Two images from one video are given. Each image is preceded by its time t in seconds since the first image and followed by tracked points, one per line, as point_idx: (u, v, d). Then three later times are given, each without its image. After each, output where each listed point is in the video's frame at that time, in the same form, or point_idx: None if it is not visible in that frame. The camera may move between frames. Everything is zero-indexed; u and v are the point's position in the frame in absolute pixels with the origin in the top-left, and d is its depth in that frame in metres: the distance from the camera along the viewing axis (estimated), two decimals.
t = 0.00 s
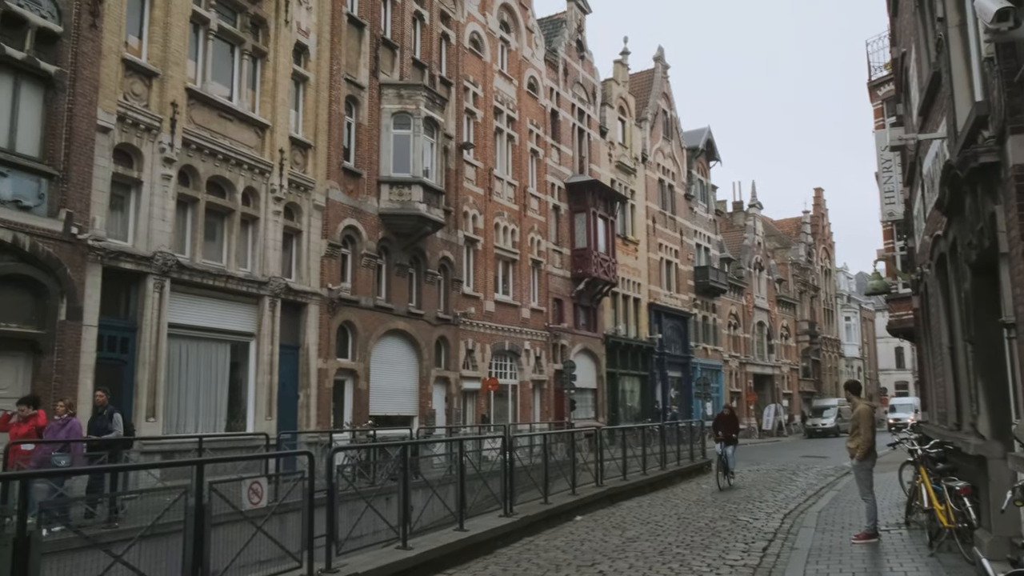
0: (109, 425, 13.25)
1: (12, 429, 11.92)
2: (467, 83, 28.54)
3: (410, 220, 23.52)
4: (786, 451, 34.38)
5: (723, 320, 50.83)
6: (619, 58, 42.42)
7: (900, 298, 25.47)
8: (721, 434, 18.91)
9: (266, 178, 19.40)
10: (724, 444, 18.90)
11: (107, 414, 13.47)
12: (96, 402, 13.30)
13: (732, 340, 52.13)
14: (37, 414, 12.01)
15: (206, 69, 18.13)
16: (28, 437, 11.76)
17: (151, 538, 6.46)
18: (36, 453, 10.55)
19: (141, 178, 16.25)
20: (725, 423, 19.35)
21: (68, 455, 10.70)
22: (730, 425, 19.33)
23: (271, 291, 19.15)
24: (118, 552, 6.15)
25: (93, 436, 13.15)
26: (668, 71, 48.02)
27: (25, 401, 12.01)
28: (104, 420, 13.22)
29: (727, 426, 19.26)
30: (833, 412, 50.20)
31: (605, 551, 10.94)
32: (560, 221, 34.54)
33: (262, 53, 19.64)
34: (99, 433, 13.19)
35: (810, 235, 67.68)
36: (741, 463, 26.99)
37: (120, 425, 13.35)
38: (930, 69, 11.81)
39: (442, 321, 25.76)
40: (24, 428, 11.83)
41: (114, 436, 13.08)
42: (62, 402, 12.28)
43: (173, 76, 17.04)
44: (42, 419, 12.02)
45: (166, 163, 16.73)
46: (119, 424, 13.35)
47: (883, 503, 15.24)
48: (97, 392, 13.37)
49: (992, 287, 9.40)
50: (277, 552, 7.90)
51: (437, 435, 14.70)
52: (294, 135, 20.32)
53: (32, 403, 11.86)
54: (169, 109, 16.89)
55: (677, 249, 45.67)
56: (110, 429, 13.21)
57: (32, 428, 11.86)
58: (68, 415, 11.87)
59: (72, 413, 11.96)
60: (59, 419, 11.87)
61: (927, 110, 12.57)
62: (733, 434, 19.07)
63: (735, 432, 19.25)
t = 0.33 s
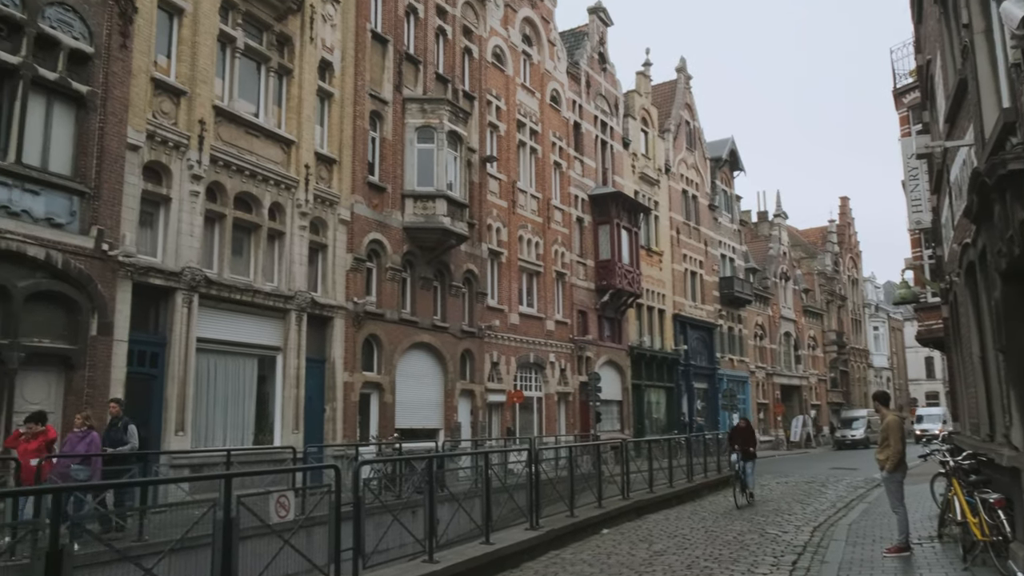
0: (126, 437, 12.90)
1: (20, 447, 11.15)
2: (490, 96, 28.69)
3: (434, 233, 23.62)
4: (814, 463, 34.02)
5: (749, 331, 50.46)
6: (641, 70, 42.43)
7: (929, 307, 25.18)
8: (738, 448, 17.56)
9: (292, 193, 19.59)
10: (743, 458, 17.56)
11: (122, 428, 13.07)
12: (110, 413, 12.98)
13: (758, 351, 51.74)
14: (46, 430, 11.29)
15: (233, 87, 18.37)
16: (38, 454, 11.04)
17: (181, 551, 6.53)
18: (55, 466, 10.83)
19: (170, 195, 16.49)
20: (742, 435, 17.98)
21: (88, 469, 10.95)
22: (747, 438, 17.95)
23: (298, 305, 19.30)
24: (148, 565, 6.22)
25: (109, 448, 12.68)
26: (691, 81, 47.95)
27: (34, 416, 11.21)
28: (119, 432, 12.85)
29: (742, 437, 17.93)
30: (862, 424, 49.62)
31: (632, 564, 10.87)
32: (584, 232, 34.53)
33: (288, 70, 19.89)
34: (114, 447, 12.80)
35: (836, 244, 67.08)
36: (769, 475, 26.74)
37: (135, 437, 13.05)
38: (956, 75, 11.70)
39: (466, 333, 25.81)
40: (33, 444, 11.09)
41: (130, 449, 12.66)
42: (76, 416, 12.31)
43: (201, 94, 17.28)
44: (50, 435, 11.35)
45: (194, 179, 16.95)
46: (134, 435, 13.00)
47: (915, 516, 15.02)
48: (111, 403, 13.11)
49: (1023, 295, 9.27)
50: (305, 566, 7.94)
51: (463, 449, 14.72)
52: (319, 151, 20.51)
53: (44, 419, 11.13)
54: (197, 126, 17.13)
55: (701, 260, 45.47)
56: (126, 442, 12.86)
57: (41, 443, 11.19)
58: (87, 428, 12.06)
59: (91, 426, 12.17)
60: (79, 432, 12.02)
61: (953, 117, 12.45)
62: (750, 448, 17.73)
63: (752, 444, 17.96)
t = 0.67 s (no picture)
0: (141, 461, 12.89)
1: (37, 464, 11.37)
2: (517, 115, 28.85)
3: (463, 252, 23.70)
4: (851, 479, 33.52)
5: (781, 346, 49.95)
6: (668, 85, 42.39)
7: (966, 319, 24.76)
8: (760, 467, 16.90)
9: (323, 214, 19.79)
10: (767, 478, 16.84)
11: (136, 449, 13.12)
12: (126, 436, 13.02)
13: (791, 366, 51.17)
14: (64, 449, 11.46)
15: (264, 111, 18.67)
16: (54, 473, 11.22)
17: (216, 572, 6.60)
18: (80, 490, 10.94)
19: (203, 218, 16.73)
20: (762, 452, 17.27)
21: (111, 491, 11.06)
22: (768, 454, 17.23)
23: (329, 325, 19.44)
24: None
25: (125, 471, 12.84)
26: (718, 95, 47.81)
27: (52, 435, 11.44)
28: (135, 455, 12.89)
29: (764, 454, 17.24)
30: (899, 439, 48.82)
31: None
32: (612, 249, 34.46)
33: (318, 93, 20.16)
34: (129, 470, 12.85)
35: (869, 256, 66.26)
36: (806, 492, 26.33)
37: (151, 460, 13.05)
38: (987, 85, 11.57)
39: (497, 351, 25.83)
40: (49, 462, 11.27)
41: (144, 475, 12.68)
42: (96, 437, 11.98)
43: (233, 118, 17.57)
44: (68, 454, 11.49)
45: (227, 203, 17.20)
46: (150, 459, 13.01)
47: (957, 533, 14.71)
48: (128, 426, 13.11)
49: None
50: None
51: (495, 467, 14.70)
52: (350, 172, 20.73)
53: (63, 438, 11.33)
54: (230, 150, 17.40)
55: (732, 274, 45.15)
56: (141, 465, 12.88)
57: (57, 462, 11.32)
58: (107, 451, 11.72)
59: (111, 448, 11.80)
60: (98, 454, 11.67)
61: (987, 127, 12.29)
62: (773, 465, 17.01)
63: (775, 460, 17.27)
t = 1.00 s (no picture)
0: (161, 484, 12.60)
1: (60, 497, 11.17)
2: (547, 139, 29.00)
3: (496, 276, 23.76)
4: (895, 500, 32.81)
5: (819, 365, 49.27)
6: (697, 105, 42.36)
7: (1010, 335, 24.25)
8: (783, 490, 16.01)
9: (357, 242, 19.99)
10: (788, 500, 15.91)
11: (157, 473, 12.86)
12: (145, 461, 12.73)
13: (830, 386, 50.40)
14: (84, 481, 11.23)
15: (299, 141, 18.96)
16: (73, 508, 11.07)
17: None
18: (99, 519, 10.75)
19: (240, 248, 16.98)
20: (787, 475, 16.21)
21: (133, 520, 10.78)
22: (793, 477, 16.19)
23: (364, 351, 19.56)
24: None
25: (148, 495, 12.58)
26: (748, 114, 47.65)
27: (73, 467, 11.26)
28: (155, 479, 12.62)
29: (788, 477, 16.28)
30: (944, 459, 47.77)
31: None
32: (645, 271, 34.33)
33: (350, 122, 20.45)
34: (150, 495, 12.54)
35: (907, 272, 65.27)
36: (850, 515, 25.81)
37: (172, 482, 12.74)
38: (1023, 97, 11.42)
39: (531, 375, 25.78)
40: (69, 496, 11.06)
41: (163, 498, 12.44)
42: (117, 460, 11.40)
43: (269, 149, 17.87)
44: (88, 487, 11.26)
45: (264, 232, 17.45)
46: (171, 482, 12.73)
47: (1008, 556, 14.31)
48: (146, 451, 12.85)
49: None
50: None
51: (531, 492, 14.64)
52: (383, 199, 20.93)
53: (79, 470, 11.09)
54: (265, 181, 17.69)
55: (767, 293, 44.72)
56: (161, 488, 12.58)
57: (77, 495, 11.14)
58: (125, 478, 11.19)
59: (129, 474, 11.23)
60: (117, 482, 11.11)
61: None
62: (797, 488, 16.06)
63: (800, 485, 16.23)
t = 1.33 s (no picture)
0: (184, 520, 12.33)
1: (84, 529, 11.40)
2: (579, 165, 29.10)
3: (531, 304, 23.76)
4: (945, 526, 31.95)
5: (862, 388, 48.42)
6: (729, 129, 42.28)
7: None
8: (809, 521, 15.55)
9: (392, 272, 20.13)
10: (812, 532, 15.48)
11: (182, 508, 12.63)
12: (168, 497, 12.53)
13: (873, 409, 49.45)
14: (103, 514, 11.36)
15: (334, 175, 19.24)
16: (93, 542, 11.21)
17: None
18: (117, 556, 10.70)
19: (278, 281, 17.20)
20: (811, 502, 15.68)
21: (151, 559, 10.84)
22: (818, 504, 15.62)
23: (401, 382, 19.62)
24: None
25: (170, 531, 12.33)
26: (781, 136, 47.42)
27: (95, 500, 11.40)
28: (179, 515, 12.37)
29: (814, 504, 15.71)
30: (995, 482, 46.52)
31: None
32: (681, 295, 34.12)
33: (383, 155, 20.71)
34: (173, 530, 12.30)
35: (949, 292, 64.10)
36: (899, 542, 25.18)
37: (196, 518, 12.50)
38: None
39: (568, 403, 25.66)
40: (91, 529, 11.24)
41: (187, 536, 12.13)
42: (141, 498, 11.52)
43: (305, 184, 18.15)
44: (108, 519, 11.37)
45: (301, 265, 17.67)
46: (195, 518, 12.49)
47: None
48: (172, 485, 12.63)
49: None
50: None
51: (570, 521, 14.54)
52: (417, 230, 21.11)
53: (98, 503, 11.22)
54: (302, 216, 17.93)
55: (805, 316, 44.17)
56: (185, 525, 12.31)
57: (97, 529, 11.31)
58: (147, 515, 11.24)
59: (151, 512, 11.28)
60: (138, 521, 11.19)
61: None
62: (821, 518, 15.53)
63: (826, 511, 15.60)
